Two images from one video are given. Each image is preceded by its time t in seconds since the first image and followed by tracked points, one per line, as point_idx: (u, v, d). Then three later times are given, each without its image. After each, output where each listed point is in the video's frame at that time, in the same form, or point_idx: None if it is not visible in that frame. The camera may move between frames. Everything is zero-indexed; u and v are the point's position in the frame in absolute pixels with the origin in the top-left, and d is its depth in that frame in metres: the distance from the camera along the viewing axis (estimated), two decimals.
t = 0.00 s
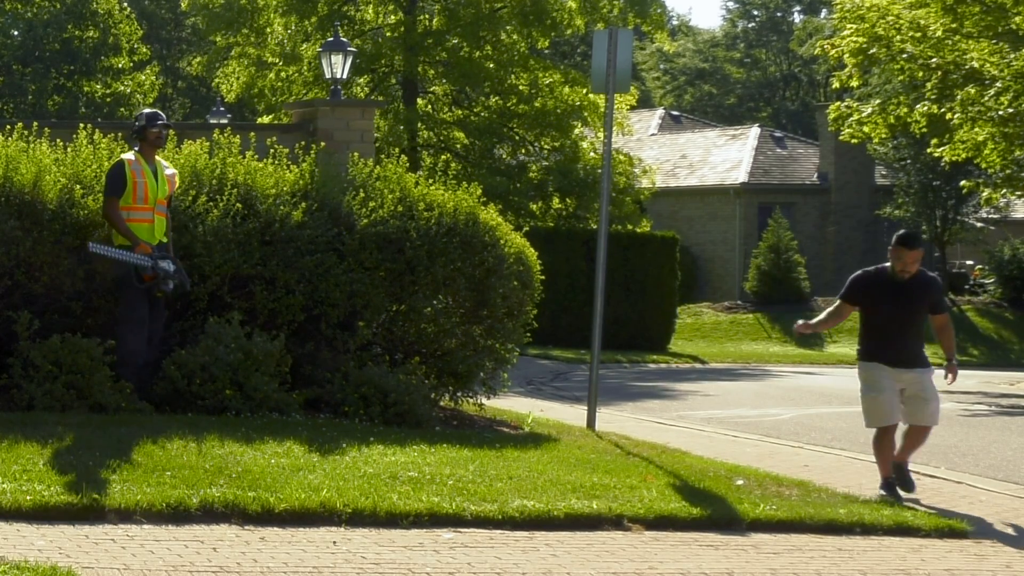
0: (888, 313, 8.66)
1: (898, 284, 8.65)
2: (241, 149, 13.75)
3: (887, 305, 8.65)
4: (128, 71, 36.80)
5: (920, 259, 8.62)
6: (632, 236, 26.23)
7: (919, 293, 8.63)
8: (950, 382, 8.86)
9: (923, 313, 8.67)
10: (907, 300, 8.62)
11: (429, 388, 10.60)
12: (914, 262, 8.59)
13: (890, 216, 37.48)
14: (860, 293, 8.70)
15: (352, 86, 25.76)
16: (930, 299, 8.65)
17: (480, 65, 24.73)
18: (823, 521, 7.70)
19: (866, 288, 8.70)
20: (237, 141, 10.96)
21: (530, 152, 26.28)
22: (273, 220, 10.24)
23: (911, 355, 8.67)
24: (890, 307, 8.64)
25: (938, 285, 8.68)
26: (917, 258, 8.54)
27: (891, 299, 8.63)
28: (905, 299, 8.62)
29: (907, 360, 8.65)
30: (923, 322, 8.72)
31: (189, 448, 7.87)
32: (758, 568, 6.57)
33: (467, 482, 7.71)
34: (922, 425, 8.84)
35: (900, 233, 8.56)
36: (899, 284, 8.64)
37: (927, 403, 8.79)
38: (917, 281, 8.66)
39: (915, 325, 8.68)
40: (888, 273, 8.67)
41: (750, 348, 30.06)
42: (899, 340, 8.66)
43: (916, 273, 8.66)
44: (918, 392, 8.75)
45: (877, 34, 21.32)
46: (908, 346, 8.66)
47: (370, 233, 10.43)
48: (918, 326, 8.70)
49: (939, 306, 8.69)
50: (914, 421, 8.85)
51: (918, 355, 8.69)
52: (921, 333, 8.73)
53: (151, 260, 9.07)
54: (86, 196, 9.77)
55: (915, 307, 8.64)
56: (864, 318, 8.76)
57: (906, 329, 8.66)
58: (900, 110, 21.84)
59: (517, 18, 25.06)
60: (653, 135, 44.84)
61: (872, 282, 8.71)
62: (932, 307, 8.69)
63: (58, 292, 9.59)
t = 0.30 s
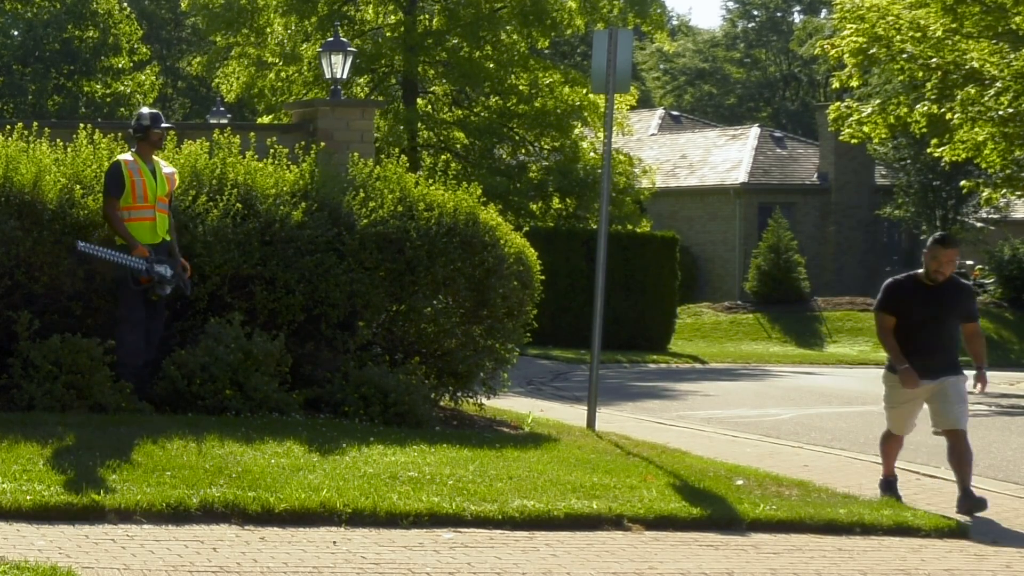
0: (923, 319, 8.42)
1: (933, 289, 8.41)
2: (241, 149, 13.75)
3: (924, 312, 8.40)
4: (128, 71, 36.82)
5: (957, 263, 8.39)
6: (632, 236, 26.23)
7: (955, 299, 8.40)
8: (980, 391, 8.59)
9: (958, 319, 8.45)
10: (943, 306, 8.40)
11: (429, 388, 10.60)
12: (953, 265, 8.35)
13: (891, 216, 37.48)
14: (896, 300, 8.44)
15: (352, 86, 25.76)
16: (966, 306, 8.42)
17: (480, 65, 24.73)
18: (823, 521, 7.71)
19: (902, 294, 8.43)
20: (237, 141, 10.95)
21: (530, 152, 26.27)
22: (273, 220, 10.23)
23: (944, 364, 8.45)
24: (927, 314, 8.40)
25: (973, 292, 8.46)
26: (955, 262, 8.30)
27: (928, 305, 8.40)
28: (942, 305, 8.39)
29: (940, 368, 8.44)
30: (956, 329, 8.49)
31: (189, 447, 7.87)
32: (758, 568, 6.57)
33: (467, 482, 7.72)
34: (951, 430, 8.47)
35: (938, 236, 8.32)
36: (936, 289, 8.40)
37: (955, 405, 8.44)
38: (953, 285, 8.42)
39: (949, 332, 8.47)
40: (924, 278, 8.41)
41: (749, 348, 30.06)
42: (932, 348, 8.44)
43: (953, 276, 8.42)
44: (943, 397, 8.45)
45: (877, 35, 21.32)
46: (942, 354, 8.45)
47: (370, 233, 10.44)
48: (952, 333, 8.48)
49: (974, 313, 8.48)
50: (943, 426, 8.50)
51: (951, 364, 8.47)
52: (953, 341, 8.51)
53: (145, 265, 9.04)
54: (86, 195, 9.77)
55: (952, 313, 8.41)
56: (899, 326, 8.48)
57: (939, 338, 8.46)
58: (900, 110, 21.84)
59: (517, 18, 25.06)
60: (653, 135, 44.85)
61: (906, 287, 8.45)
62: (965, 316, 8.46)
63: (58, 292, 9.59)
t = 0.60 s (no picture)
0: (953, 311, 8.19)
1: (959, 280, 8.20)
2: (241, 149, 13.75)
3: (950, 304, 8.18)
4: (128, 71, 36.82)
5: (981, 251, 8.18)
6: (632, 236, 26.24)
7: (982, 288, 8.17)
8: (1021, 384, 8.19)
9: (989, 309, 8.20)
10: (971, 296, 8.17)
11: (429, 388, 10.60)
12: (976, 254, 8.14)
13: (891, 215, 37.47)
14: (918, 292, 8.25)
15: (352, 86, 25.76)
16: (997, 294, 8.19)
17: (480, 65, 24.73)
18: (823, 521, 7.70)
19: (924, 286, 8.25)
20: (237, 141, 10.95)
21: (530, 152, 26.27)
22: (273, 220, 10.23)
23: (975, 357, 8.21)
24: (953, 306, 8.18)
25: (1003, 280, 8.20)
26: (977, 249, 8.10)
27: (956, 296, 8.17)
28: (968, 295, 8.16)
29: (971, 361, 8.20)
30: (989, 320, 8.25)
31: (189, 448, 7.87)
32: (758, 568, 6.57)
33: (467, 482, 7.72)
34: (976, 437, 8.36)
35: (959, 225, 8.13)
36: (961, 280, 8.19)
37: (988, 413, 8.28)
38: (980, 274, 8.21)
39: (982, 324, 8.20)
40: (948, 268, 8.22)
41: (750, 348, 30.06)
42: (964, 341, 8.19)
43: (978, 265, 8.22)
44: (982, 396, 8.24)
45: (877, 35, 21.34)
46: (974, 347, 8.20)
47: (370, 233, 10.44)
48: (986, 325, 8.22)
49: (1007, 301, 8.22)
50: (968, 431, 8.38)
51: (983, 356, 8.24)
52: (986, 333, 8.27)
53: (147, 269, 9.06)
54: (87, 196, 9.77)
55: (980, 303, 8.18)
56: (924, 319, 8.32)
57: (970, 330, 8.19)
58: (900, 110, 21.84)
59: (517, 18, 25.06)
60: (653, 135, 44.84)
61: (929, 279, 8.26)
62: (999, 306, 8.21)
63: (58, 292, 9.59)
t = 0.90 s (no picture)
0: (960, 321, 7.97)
1: (966, 289, 7.96)
2: (242, 149, 13.75)
3: (958, 314, 7.96)
4: (128, 71, 36.86)
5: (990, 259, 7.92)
6: (632, 236, 26.25)
7: (992, 297, 7.91)
8: None
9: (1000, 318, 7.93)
10: (980, 306, 7.92)
11: (429, 389, 10.60)
12: (982, 261, 7.89)
13: (891, 215, 37.47)
14: (925, 305, 8.04)
15: (352, 86, 25.78)
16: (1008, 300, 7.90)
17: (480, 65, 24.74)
18: (823, 521, 7.70)
19: (931, 298, 8.03)
20: (237, 141, 10.95)
21: (530, 152, 26.27)
22: (273, 220, 10.22)
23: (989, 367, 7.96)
24: (961, 315, 7.95)
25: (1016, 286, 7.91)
26: (982, 256, 7.84)
27: (963, 305, 7.94)
28: (978, 306, 7.92)
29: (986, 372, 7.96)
30: (1003, 329, 7.99)
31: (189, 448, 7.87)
32: (758, 568, 6.57)
33: (467, 482, 7.72)
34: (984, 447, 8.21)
35: (961, 234, 7.91)
36: (968, 289, 7.95)
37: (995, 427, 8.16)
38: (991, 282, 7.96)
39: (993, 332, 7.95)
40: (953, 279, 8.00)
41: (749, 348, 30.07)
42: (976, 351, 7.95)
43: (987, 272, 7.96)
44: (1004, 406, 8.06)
45: (877, 35, 21.35)
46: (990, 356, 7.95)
47: (370, 233, 10.45)
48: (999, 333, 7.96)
49: (1022, 306, 7.89)
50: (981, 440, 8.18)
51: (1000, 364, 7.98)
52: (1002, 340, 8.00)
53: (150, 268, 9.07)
54: (87, 196, 9.76)
55: (993, 311, 7.91)
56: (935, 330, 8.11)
57: (984, 340, 7.94)
58: (900, 110, 21.84)
59: (517, 18, 25.07)
60: (653, 135, 44.85)
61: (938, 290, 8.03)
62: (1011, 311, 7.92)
63: (58, 292, 9.60)
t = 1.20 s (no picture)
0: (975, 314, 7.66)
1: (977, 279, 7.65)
2: (241, 149, 13.75)
3: (969, 304, 7.65)
4: (128, 71, 36.88)
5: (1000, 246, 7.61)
6: (632, 236, 26.25)
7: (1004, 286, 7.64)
8: None
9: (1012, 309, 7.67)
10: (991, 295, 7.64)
11: (429, 388, 10.59)
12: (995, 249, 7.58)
13: (891, 215, 37.46)
14: (933, 296, 7.70)
15: (352, 86, 25.80)
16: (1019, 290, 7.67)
17: (480, 65, 24.72)
18: (823, 521, 7.70)
19: (940, 289, 7.68)
20: (237, 141, 10.95)
21: (530, 152, 26.26)
22: (273, 220, 10.22)
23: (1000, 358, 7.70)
24: (973, 305, 7.65)
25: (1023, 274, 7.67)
26: (996, 246, 7.53)
27: (978, 297, 7.64)
28: (991, 297, 7.62)
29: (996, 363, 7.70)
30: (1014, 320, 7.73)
31: (190, 447, 7.88)
32: (758, 568, 6.56)
33: (467, 482, 7.72)
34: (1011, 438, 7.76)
35: (972, 220, 7.55)
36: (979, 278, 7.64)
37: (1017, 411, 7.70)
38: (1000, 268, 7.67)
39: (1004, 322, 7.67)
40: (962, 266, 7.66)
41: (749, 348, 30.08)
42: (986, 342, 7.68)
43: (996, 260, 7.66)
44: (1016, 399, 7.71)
45: (877, 35, 21.36)
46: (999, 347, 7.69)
47: (370, 233, 10.44)
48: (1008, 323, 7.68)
49: None
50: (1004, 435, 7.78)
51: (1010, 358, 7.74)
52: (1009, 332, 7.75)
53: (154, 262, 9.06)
54: (87, 196, 9.77)
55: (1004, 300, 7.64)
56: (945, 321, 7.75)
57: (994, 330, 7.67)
58: (900, 111, 21.83)
59: (517, 18, 25.06)
60: (653, 135, 44.86)
61: (950, 281, 7.68)
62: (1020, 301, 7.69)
63: (58, 292, 9.60)
